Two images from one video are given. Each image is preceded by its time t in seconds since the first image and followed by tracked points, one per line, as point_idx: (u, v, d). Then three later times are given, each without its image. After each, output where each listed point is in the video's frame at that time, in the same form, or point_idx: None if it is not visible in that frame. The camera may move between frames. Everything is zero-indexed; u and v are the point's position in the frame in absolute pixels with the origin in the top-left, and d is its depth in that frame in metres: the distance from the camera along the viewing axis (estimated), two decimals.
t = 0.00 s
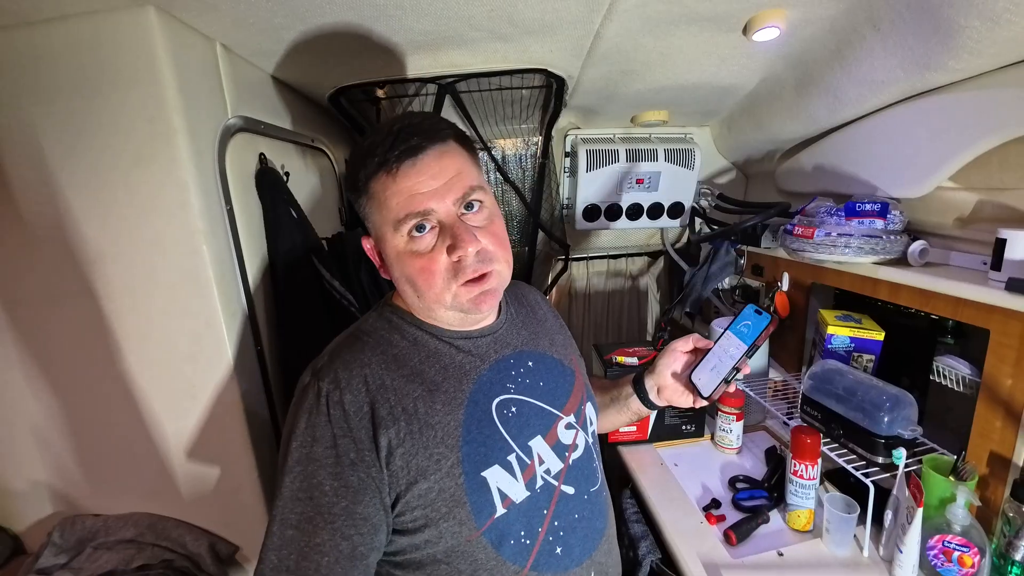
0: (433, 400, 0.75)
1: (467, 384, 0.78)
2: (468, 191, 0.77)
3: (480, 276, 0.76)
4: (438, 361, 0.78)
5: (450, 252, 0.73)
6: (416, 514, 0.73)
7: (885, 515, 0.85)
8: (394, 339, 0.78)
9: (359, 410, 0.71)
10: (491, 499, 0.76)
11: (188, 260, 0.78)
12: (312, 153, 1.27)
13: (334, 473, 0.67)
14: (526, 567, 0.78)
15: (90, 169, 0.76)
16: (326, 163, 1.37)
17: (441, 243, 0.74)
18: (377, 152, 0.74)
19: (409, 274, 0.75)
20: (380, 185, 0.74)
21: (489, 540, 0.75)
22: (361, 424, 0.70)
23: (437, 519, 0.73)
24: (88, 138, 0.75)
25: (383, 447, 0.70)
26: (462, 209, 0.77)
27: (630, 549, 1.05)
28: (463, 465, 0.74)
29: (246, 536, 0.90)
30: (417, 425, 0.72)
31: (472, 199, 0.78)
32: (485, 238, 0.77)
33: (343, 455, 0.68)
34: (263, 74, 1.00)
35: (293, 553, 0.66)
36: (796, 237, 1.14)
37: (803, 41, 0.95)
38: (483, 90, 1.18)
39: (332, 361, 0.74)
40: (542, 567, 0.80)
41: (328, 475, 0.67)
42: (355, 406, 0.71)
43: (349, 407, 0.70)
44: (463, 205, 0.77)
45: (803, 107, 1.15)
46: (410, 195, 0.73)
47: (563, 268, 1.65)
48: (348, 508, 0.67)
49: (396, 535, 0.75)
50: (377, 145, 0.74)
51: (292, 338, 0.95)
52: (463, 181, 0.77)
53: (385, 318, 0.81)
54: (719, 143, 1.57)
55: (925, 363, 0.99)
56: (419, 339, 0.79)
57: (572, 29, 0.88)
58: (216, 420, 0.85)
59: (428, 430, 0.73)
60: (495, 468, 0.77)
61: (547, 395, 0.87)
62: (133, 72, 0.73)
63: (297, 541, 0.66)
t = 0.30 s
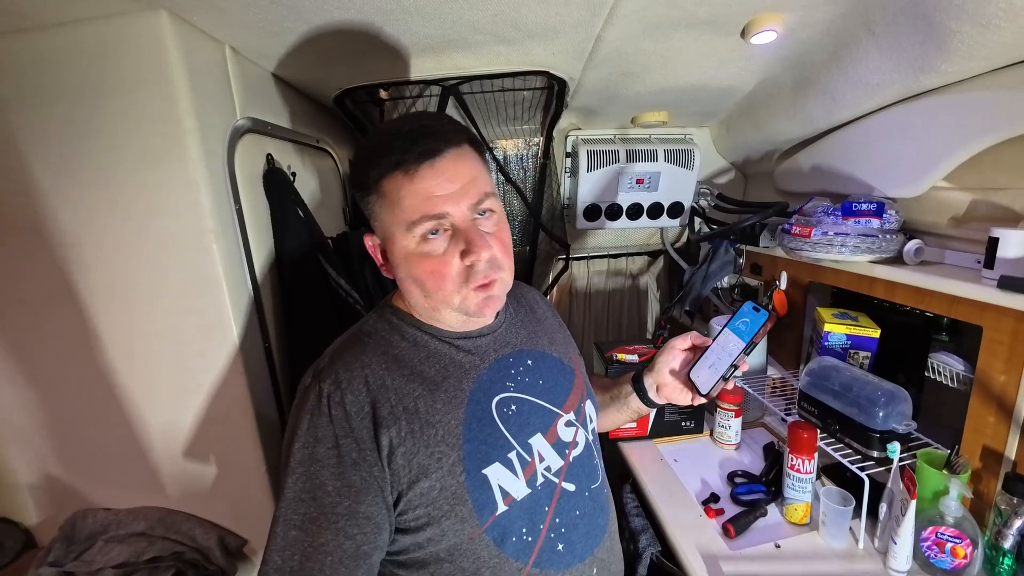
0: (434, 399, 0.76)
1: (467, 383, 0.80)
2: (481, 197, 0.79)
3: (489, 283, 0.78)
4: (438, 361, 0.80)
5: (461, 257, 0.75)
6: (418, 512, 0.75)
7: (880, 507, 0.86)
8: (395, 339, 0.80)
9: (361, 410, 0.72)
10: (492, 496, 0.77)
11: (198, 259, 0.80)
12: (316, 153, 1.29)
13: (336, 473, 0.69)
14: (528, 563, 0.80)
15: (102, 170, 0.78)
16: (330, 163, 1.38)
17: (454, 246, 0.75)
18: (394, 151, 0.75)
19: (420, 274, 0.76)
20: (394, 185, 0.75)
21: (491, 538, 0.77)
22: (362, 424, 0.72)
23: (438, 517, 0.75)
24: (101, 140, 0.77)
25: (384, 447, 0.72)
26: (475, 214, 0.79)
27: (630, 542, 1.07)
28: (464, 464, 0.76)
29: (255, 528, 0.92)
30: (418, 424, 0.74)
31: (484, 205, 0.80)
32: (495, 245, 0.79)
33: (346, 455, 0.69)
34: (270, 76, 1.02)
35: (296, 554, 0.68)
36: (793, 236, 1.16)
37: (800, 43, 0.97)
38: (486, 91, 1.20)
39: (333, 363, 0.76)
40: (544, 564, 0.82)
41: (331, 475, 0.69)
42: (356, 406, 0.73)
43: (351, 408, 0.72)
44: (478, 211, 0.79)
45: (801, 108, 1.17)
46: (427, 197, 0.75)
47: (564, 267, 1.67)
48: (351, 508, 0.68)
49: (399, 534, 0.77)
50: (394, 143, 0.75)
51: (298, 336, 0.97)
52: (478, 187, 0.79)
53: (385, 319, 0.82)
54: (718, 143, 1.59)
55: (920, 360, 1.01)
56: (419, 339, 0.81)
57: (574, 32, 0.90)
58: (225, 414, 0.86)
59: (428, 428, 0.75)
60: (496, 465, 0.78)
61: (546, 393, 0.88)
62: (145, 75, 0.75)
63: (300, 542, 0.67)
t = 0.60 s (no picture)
0: (427, 403, 0.77)
1: (460, 386, 0.81)
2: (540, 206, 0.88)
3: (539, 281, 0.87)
4: (430, 363, 0.80)
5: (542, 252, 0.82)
6: (411, 516, 0.76)
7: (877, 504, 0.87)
8: (387, 341, 0.80)
9: (352, 414, 0.72)
10: (486, 499, 0.78)
11: (203, 257, 0.81)
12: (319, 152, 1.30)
13: (328, 478, 0.69)
14: (521, 565, 0.81)
15: (108, 168, 0.79)
16: (332, 162, 1.39)
17: (535, 243, 0.82)
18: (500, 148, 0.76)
19: (501, 264, 0.78)
20: (505, 178, 0.76)
21: (484, 540, 0.78)
22: (354, 428, 0.72)
23: (431, 521, 0.76)
24: (107, 139, 0.78)
25: (376, 451, 0.72)
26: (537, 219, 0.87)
27: (629, 539, 1.07)
28: (457, 467, 0.77)
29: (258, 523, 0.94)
30: (410, 428, 0.75)
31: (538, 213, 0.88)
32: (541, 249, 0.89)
33: (337, 460, 0.70)
34: (274, 76, 1.03)
35: (288, 559, 0.69)
36: (792, 236, 1.16)
37: (798, 45, 0.98)
38: (487, 92, 1.21)
39: (323, 365, 0.76)
40: (536, 565, 0.83)
41: (322, 480, 0.69)
42: (347, 411, 0.73)
43: (342, 412, 0.72)
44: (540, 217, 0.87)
45: (800, 109, 1.18)
46: (533, 195, 0.80)
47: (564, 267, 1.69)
48: (343, 513, 0.69)
49: (391, 538, 0.77)
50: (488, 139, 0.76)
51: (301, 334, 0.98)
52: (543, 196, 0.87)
53: (379, 320, 0.82)
54: (718, 144, 1.60)
55: (917, 359, 1.02)
56: (412, 340, 0.81)
57: (575, 34, 0.91)
58: (229, 410, 0.88)
59: (421, 432, 0.75)
60: (489, 468, 0.79)
61: (539, 394, 0.89)
62: (152, 75, 0.76)
63: (292, 548, 0.68)
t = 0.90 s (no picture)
0: (429, 403, 0.78)
1: (462, 387, 0.82)
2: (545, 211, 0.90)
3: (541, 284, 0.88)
4: (433, 364, 0.81)
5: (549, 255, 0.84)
6: (412, 517, 0.76)
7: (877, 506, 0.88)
8: (389, 342, 0.80)
9: (355, 414, 0.73)
10: (487, 500, 0.79)
11: (209, 258, 0.82)
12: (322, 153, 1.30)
13: (330, 478, 0.69)
14: (520, 565, 0.82)
15: (114, 169, 0.79)
16: (335, 163, 1.40)
17: (542, 246, 0.83)
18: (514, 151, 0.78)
19: (511, 264, 0.79)
20: (523, 179, 0.78)
21: (485, 541, 0.79)
22: (357, 428, 0.72)
23: (433, 521, 0.76)
24: (113, 140, 0.79)
25: (379, 451, 0.73)
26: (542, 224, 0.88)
27: (631, 539, 1.08)
28: (459, 468, 0.77)
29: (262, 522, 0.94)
30: (413, 428, 0.75)
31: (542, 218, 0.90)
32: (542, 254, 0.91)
33: (339, 460, 0.70)
34: (278, 77, 1.04)
35: (289, 559, 0.68)
36: (794, 238, 1.17)
37: (801, 49, 0.98)
38: (490, 93, 1.21)
39: (326, 365, 0.76)
40: (536, 565, 0.84)
41: (325, 480, 0.69)
42: (350, 410, 0.73)
43: (345, 412, 0.72)
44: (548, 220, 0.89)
45: (802, 112, 1.18)
46: (544, 197, 0.81)
47: (566, 267, 1.69)
48: (345, 513, 0.69)
49: (392, 539, 0.78)
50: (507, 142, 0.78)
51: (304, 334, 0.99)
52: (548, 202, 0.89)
53: (381, 320, 0.83)
54: (720, 146, 1.60)
55: (917, 361, 1.02)
56: (414, 342, 0.81)
57: (579, 36, 0.91)
58: (234, 410, 0.88)
59: (423, 432, 0.76)
60: (490, 469, 0.80)
61: (539, 396, 0.90)
62: (158, 77, 0.76)
63: (293, 548, 0.68)
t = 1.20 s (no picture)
0: (427, 405, 0.76)
1: (461, 389, 0.80)
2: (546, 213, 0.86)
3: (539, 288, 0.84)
4: (431, 366, 0.79)
5: (541, 259, 0.80)
6: (408, 518, 0.75)
7: (881, 513, 0.87)
8: (388, 342, 0.79)
9: (353, 414, 0.71)
10: (484, 503, 0.78)
11: (204, 259, 0.80)
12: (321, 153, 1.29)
13: (328, 478, 0.68)
14: (516, 569, 0.81)
15: (108, 170, 0.78)
16: (334, 163, 1.38)
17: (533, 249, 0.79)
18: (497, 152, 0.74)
19: (496, 267, 0.76)
20: (507, 179, 0.75)
21: (481, 544, 0.78)
22: (355, 428, 0.71)
23: (429, 523, 0.75)
24: (107, 140, 0.77)
25: (377, 452, 0.71)
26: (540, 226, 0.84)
27: (631, 545, 1.06)
28: (456, 470, 0.76)
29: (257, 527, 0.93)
30: (411, 430, 0.74)
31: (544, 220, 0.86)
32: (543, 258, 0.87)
33: (337, 460, 0.68)
34: (275, 76, 1.02)
35: (285, 559, 0.67)
36: (797, 241, 1.15)
37: (804, 49, 0.97)
38: (490, 93, 1.20)
39: (325, 365, 0.75)
40: (532, 570, 0.83)
41: (322, 480, 0.67)
42: (348, 410, 0.72)
43: (343, 412, 0.71)
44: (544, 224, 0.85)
45: (806, 113, 1.17)
46: (533, 199, 0.77)
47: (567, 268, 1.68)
48: (342, 513, 0.68)
49: (388, 540, 0.76)
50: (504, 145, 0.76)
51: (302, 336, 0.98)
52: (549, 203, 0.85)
53: (381, 322, 0.82)
54: (722, 147, 1.59)
55: (921, 365, 1.01)
56: (414, 343, 0.80)
57: (580, 36, 0.90)
58: (229, 414, 0.87)
59: (420, 434, 0.75)
60: (488, 472, 0.78)
61: (538, 400, 0.89)
62: (153, 76, 0.75)
63: (289, 548, 0.66)
